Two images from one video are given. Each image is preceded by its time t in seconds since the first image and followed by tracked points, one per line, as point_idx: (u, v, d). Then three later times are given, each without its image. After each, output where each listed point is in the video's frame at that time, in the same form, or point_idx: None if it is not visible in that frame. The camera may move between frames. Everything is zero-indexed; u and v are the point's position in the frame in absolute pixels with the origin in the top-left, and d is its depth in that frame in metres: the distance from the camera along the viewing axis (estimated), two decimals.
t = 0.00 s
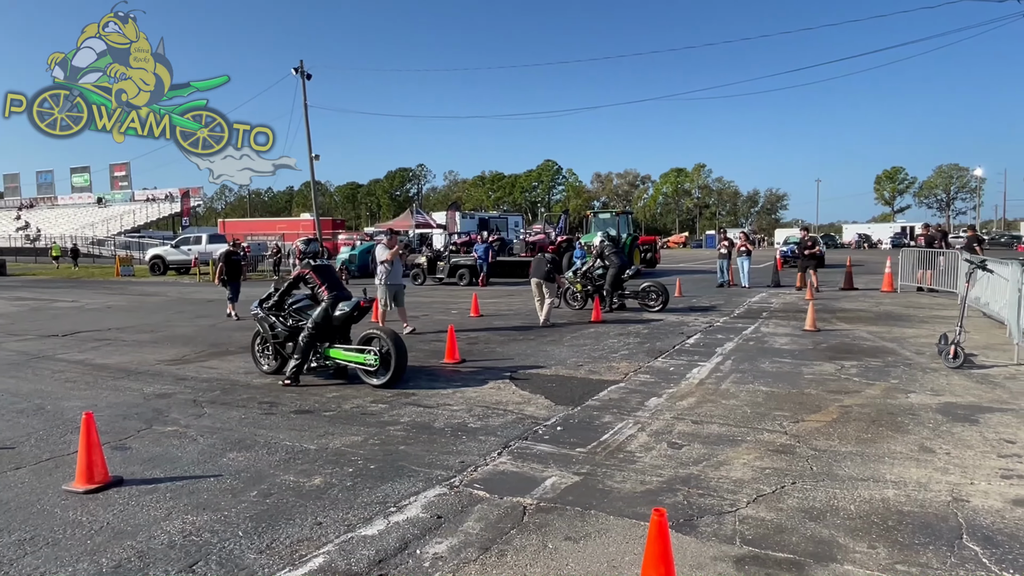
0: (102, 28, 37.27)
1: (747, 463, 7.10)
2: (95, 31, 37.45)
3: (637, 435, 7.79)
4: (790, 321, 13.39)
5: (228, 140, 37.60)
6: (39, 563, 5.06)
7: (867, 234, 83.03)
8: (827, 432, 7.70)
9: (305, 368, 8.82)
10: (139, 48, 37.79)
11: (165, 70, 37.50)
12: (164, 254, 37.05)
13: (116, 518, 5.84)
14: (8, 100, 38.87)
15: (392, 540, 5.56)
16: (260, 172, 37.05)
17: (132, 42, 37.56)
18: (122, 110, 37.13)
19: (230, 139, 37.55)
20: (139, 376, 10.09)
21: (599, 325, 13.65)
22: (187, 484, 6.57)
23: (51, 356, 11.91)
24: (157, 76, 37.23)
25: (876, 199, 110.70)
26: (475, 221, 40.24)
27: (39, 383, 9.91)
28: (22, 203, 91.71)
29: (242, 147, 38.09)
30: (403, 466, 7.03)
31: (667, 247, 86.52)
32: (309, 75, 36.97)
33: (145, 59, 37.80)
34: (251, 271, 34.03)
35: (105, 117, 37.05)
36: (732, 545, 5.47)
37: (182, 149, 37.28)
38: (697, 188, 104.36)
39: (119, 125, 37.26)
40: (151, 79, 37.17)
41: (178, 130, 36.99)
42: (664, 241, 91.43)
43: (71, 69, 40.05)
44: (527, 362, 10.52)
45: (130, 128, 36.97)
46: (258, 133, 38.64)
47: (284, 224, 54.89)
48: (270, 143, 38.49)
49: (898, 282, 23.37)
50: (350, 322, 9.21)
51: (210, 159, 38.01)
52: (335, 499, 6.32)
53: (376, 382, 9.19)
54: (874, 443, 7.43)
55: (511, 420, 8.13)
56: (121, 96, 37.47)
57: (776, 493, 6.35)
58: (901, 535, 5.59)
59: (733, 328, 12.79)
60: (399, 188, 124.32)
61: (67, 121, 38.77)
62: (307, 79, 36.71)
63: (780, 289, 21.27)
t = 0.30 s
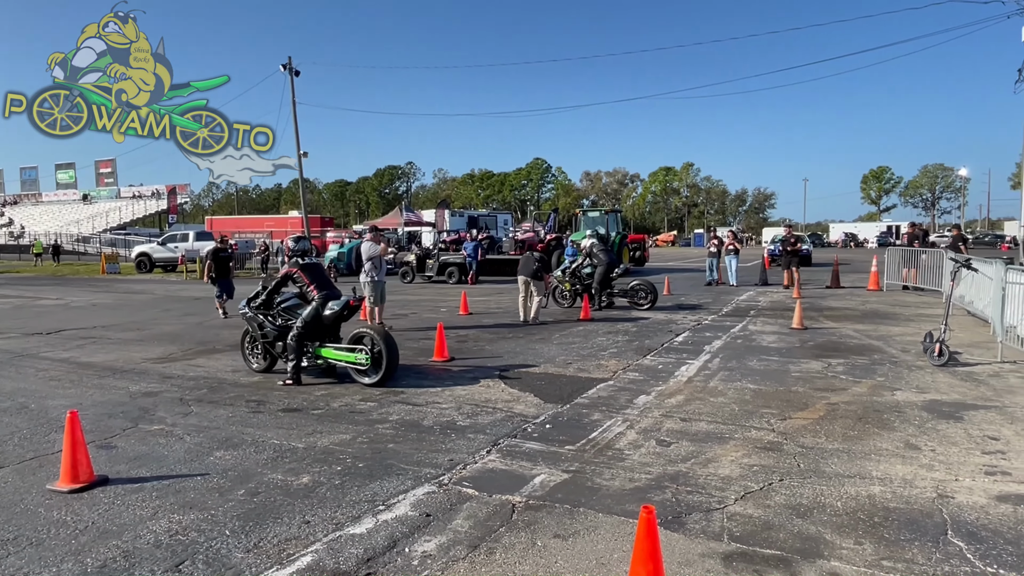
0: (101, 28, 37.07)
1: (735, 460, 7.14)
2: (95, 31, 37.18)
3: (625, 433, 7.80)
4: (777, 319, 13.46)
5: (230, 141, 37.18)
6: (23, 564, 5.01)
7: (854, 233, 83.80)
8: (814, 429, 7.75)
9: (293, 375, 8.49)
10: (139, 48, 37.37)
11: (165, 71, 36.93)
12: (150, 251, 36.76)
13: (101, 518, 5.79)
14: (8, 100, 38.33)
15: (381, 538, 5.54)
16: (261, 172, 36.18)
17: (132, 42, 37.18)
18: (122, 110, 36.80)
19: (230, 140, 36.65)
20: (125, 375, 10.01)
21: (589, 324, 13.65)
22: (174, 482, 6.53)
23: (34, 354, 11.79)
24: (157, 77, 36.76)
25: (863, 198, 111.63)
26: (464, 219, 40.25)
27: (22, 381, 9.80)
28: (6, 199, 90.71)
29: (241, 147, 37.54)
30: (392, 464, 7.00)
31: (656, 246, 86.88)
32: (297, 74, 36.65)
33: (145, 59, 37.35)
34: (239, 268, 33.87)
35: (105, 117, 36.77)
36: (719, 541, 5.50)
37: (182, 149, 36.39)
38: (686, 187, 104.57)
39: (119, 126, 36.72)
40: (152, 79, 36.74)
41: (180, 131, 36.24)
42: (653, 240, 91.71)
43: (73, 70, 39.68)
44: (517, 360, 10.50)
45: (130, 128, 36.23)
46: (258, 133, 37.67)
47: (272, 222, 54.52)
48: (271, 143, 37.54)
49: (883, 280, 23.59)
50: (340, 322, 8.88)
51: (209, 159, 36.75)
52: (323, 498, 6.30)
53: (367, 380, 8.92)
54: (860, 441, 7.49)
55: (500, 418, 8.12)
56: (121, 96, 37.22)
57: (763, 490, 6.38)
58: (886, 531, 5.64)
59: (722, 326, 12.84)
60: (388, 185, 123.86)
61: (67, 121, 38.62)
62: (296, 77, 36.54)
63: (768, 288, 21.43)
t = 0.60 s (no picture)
0: (102, 27, 34.25)
1: (731, 464, 6.85)
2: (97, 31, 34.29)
3: (617, 437, 7.48)
4: (774, 318, 13.19)
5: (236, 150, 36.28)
6: None
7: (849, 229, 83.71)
8: (813, 432, 7.46)
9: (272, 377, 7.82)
10: (139, 47, 33.59)
11: (165, 69, 32.70)
12: (118, 247, 36.08)
13: (64, 527, 5.43)
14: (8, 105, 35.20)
15: (361, 548, 5.21)
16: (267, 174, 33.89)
17: (132, 42, 33.42)
18: (121, 110, 32.28)
19: (229, 139, 34.42)
20: (93, 377, 9.60)
21: (580, 323, 13.32)
22: (142, 490, 6.17)
23: None
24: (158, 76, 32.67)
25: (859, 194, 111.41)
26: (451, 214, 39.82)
27: None
28: None
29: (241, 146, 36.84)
30: (373, 470, 6.67)
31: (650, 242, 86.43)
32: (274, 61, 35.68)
33: (145, 58, 33.26)
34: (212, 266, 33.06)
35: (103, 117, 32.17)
36: (715, 549, 5.20)
37: (183, 150, 33.08)
38: (680, 182, 103.85)
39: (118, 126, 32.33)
40: (151, 78, 32.58)
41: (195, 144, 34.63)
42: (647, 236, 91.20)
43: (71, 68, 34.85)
44: (506, 361, 10.16)
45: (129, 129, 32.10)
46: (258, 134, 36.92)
47: (251, 215, 53.77)
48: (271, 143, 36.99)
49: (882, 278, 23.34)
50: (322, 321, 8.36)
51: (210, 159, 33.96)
52: (300, 506, 5.96)
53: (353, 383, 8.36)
54: (860, 444, 7.21)
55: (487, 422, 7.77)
56: (121, 96, 32.77)
57: (761, 495, 6.10)
58: (889, 538, 5.36)
59: (717, 326, 12.54)
60: (370, 179, 121.97)
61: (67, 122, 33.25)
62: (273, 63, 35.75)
63: (763, 286, 21.15)
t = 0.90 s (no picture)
0: (101, 28, 33.59)
1: (720, 465, 6.76)
2: (97, 32, 33.64)
3: (606, 437, 7.36)
4: (764, 317, 13.12)
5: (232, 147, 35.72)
6: None
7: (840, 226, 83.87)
8: (803, 432, 7.37)
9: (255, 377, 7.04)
10: (139, 48, 33.28)
11: (166, 70, 32.62)
12: (96, 245, 35.52)
13: (38, 534, 5.26)
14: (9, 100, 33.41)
15: (345, 552, 5.07)
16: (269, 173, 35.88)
17: (132, 42, 33.07)
18: (121, 110, 31.78)
19: (229, 138, 34.99)
20: (67, 378, 9.38)
21: (569, 322, 13.18)
22: (119, 494, 6.00)
23: None
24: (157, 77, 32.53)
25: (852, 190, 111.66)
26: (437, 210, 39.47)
27: None
28: None
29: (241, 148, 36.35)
30: (356, 473, 6.52)
31: (639, 238, 86.28)
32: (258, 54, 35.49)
33: (146, 59, 33.09)
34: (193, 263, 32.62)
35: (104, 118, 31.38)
36: (705, 552, 5.10)
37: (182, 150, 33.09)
38: (670, 177, 103.56)
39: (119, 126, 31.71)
40: (151, 78, 32.49)
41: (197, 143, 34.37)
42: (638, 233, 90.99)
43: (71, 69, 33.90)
44: (493, 359, 10.01)
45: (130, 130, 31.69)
46: (258, 134, 36.10)
47: (229, 211, 53.51)
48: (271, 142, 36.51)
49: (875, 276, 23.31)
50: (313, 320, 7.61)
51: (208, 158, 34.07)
52: (282, 510, 5.81)
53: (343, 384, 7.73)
54: (851, 444, 7.14)
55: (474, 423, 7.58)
56: (120, 96, 32.32)
57: (749, 497, 6.01)
58: (878, 539, 5.28)
59: (707, 324, 12.45)
60: (355, 174, 120.90)
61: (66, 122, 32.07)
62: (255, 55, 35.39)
63: (754, 284, 21.08)
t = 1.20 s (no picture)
0: (102, 28, 33.14)
1: (717, 470, 6.46)
2: (96, 31, 33.08)
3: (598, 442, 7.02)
4: (761, 315, 12.85)
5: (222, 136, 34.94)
6: None
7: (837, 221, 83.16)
8: (803, 436, 7.07)
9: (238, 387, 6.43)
10: (139, 48, 32.68)
11: (166, 69, 32.11)
12: (61, 240, 34.96)
13: None
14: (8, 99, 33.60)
15: (322, 564, 4.75)
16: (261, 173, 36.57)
17: (132, 42, 32.60)
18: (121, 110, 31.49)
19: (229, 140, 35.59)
20: (29, 381, 8.98)
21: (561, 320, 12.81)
22: (84, 504, 5.64)
23: None
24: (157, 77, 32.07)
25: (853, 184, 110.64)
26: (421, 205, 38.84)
27: None
28: None
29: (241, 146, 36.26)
30: (336, 480, 6.16)
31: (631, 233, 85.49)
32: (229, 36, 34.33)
33: (146, 59, 32.57)
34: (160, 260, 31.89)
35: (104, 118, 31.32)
36: (700, 561, 4.80)
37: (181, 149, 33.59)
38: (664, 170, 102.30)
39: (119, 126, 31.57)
40: (151, 79, 32.06)
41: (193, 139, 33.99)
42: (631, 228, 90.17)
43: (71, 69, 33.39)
44: (483, 355, 9.65)
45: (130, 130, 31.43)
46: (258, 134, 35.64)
47: (200, 203, 52.64)
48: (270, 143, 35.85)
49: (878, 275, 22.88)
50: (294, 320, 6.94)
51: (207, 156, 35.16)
52: (256, 519, 5.46)
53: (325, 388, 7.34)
54: (854, 448, 6.85)
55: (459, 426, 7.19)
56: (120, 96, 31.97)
57: (748, 503, 5.71)
58: (880, 547, 5.00)
59: (704, 323, 12.19)
60: (342, 168, 119.71)
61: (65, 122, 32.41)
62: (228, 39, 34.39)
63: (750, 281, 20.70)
